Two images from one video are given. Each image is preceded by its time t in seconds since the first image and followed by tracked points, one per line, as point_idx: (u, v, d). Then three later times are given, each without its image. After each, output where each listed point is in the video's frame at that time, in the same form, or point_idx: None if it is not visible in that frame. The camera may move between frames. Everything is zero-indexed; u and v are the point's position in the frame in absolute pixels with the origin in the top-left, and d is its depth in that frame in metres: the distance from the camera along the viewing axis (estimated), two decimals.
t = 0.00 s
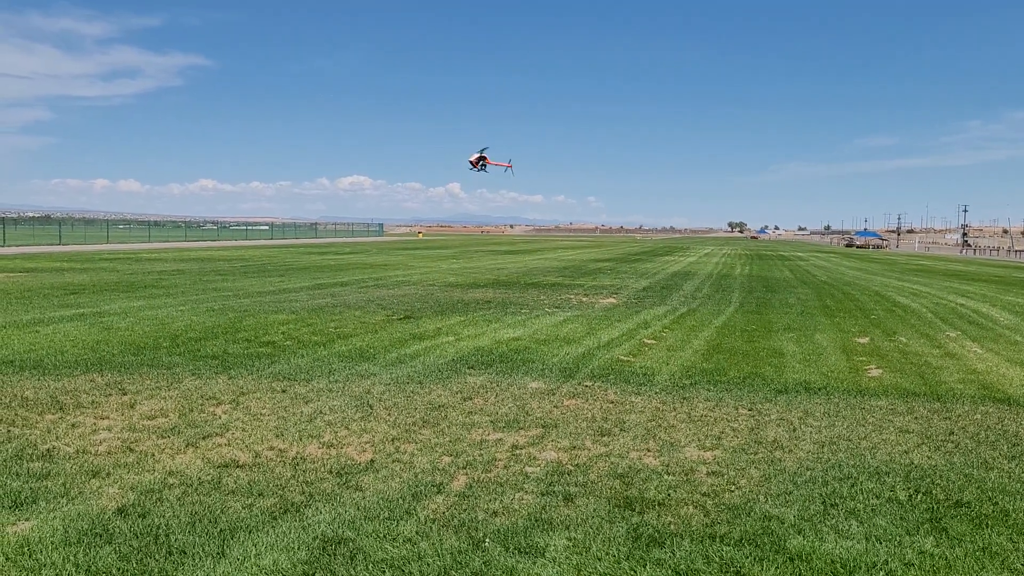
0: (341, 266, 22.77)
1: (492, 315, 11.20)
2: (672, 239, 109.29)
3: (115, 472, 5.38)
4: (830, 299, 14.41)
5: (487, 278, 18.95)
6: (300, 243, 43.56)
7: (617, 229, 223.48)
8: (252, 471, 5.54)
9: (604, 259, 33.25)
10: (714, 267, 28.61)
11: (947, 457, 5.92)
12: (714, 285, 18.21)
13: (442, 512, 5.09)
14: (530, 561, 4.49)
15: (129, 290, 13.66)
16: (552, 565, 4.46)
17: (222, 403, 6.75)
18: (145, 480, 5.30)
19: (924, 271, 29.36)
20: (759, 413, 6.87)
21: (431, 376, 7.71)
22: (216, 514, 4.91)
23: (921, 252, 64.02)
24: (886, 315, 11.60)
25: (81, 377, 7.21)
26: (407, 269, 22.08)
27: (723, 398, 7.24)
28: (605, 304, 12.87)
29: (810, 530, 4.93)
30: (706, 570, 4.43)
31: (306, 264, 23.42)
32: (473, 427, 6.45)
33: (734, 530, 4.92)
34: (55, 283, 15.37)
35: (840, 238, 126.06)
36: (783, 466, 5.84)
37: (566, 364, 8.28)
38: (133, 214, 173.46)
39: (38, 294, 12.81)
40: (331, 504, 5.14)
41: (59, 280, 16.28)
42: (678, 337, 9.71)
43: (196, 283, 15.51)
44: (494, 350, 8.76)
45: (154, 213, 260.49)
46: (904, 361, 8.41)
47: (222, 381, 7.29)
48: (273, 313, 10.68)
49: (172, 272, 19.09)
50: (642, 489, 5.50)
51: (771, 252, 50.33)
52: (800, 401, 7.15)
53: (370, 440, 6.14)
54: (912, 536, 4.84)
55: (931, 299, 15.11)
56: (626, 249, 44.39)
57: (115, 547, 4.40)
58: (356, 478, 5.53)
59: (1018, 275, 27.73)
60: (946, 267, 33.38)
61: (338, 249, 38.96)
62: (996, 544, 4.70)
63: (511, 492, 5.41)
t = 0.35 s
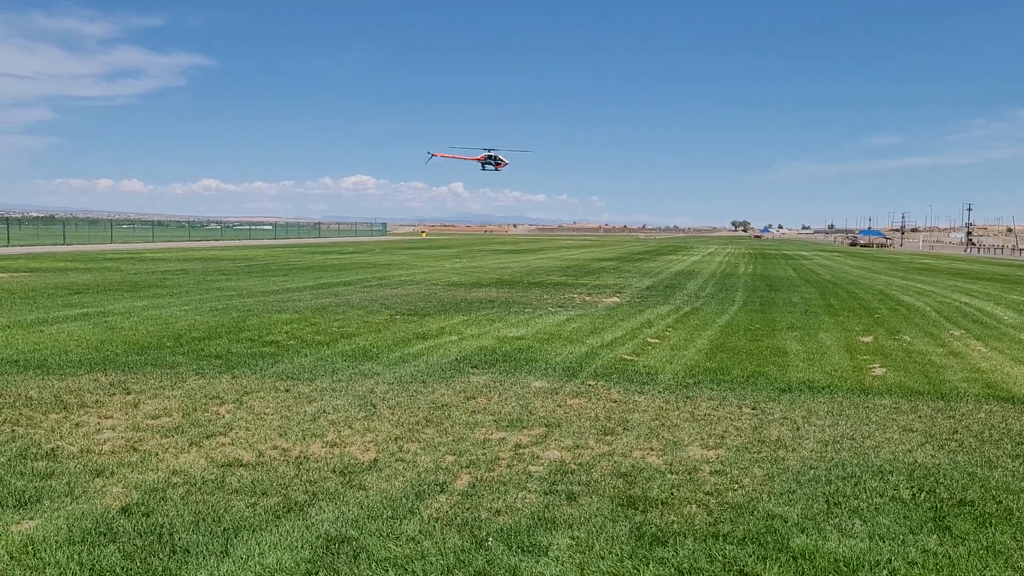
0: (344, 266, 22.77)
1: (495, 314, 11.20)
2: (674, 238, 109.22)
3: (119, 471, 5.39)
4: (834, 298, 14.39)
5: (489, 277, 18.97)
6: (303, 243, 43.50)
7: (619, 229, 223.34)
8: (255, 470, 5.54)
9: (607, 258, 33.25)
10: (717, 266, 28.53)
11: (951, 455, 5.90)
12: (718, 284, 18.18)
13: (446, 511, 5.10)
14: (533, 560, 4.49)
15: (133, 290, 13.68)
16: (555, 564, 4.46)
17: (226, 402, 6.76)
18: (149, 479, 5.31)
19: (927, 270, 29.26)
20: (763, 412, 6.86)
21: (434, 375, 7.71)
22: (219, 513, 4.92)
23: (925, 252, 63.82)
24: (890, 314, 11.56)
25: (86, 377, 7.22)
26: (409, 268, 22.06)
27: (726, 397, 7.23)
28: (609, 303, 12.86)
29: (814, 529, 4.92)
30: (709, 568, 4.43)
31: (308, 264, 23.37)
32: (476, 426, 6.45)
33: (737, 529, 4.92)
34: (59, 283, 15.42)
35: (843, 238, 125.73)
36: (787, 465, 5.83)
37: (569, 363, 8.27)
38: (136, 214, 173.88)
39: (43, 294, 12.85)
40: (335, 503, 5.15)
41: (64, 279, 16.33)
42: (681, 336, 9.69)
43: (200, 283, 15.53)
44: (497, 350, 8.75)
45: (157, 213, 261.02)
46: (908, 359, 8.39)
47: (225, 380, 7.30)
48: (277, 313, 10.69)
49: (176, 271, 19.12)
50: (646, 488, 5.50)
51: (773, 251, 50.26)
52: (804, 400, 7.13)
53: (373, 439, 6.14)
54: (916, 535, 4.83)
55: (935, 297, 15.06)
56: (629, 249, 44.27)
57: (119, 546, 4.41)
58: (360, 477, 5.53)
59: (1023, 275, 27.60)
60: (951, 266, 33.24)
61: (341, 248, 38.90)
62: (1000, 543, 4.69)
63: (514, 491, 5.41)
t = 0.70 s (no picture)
0: (345, 263, 22.78)
1: (497, 311, 11.20)
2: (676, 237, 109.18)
3: (121, 467, 5.40)
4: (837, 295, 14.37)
5: (492, 273, 18.97)
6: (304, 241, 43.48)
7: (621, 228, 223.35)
8: (257, 466, 5.55)
9: (608, 255, 33.26)
10: (718, 263, 28.51)
11: (952, 452, 5.90)
12: (720, 281, 18.17)
13: (447, 507, 5.10)
14: (534, 556, 4.50)
15: (135, 287, 13.69)
16: (556, 560, 4.47)
17: (228, 398, 6.77)
18: (152, 475, 5.32)
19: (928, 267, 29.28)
20: (765, 409, 6.86)
21: (436, 372, 7.72)
22: (222, 508, 4.93)
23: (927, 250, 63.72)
24: (892, 311, 11.56)
25: (88, 373, 7.23)
26: (410, 265, 22.08)
27: (728, 394, 7.24)
28: (611, 300, 12.86)
29: (815, 525, 4.93)
30: (711, 564, 4.44)
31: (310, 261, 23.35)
32: (478, 423, 6.46)
33: (738, 525, 4.92)
34: (62, 279, 15.44)
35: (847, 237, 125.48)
36: (788, 462, 5.83)
37: (571, 360, 8.28)
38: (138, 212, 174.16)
39: (45, 290, 12.86)
40: (337, 499, 5.16)
41: (66, 276, 16.35)
42: (683, 333, 9.70)
43: (201, 280, 15.53)
44: (499, 346, 8.75)
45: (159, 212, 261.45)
46: (910, 356, 8.39)
47: (228, 377, 7.31)
48: (279, 310, 10.69)
49: (178, 268, 19.11)
50: (647, 484, 5.50)
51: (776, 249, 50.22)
52: (806, 397, 7.13)
53: (375, 436, 6.15)
54: (917, 531, 4.84)
55: (937, 294, 15.05)
56: (631, 246, 44.24)
57: (121, 541, 4.42)
58: (362, 473, 5.54)
59: None
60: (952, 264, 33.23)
61: (342, 245, 38.90)
62: (1000, 539, 4.69)
63: (516, 487, 5.41)
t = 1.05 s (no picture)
0: (347, 256, 22.79)
1: (500, 303, 11.20)
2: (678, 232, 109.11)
3: (125, 458, 5.41)
4: (840, 288, 14.34)
5: (494, 266, 18.96)
6: (306, 236, 43.43)
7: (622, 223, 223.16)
8: (261, 458, 5.57)
9: (611, 249, 33.22)
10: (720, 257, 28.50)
11: (955, 444, 5.90)
12: (723, 275, 18.15)
13: (450, 499, 5.12)
14: (537, 547, 4.51)
15: (137, 279, 13.70)
16: (558, 551, 4.48)
17: (231, 390, 6.78)
18: (155, 466, 5.34)
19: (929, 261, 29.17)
20: (767, 401, 6.86)
21: (439, 364, 7.72)
22: (225, 499, 4.94)
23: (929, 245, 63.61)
24: (895, 304, 11.54)
25: (91, 365, 7.25)
26: (412, 259, 22.08)
27: (730, 386, 7.24)
28: (613, 293, 12.86)
29: (817, 517, 4.94)
30: (712, 556, 4.45)
31: (312, 254, 23.32)
32: (481, 415, 6.46)
33: (740, 517, 4.93)
34: (64, 272, 15.46)
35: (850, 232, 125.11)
36: (791, 454, 5.84)
37: (574, 352, 8.28)
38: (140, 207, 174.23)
39: (48, 283, 12.88)
40: (340, 490, 5.17)
41: (68, 268, 16.38)
42: (686, 325, 9.70)
43: (203, 272, 15.53)
44: (502, 339, 8.76)
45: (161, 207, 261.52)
46: (913, 349, 8.38)
47: (231, 369, 7.32)
48: (282, 302, 10.70)
49: (180, 261, 19.13)
50: (649, 476, 5.51)
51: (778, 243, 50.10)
52: (808, 389, 7.13)
53: (378, 427, 6.16)
54: (919, 522, 4.85)
55: (939, 287, 15.01)
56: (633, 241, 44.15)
57: (125, 532, 4.44)
58: (364, 464, 5.55)
59: None
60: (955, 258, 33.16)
61: (344, 239, 38.84)
62: (1002, 531, 4.70)
63: (518, 479, 5.43)
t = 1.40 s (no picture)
0: (345, 251, 22.78)
1: (498, 298, 11.20)
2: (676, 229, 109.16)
3: (123, 453, 5.41)
4: (838, 284, 14.35)
5: (493, 262, 18.96)
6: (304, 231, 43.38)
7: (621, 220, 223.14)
8: (259, 452, 5.56)
9: (609, 245, 33.23)
10: (718, 252, 28.51)
11: (952, 440, 5.92)
12: (721, 270, 18.16)
13: (448, 493, 5.12)
14: (535, 541, 4.52)
15: (135, 274, 13.69)
16: (557, 545, 4.49)
17: (229, 385, 6.78)
18: (153, 461, 5.33)
19: (926, 256, 29.14)
20: (765, 396, 6.87)
21: (437, 359, 7.72)
22: (223, 494, 4.94)
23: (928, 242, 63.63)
24: (893, 300, 11.56)
25: (89, 360, 7.24)
26: (410, 254, 22.05)
27: (728, 381, 7.25)
28: (612, 288, 12.87)
29: (814, 512, 4.95)
30: (710, 550, 4.46)
31: (310, 250, 23.28)
32: (479, 410, 6.46)
33: (738, 512, 4.95)
34: (62, 266, 15.46)
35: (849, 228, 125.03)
36: (788, 449, 5.85)
37: (572, 347, 8.28)
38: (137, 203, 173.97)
39: (46, 277, 12.87)
40: (338, 485, 5.17)
41: (66, 262, 16.36)
42: (684, 321, 9.70)
43: (201, 267, 15.53)
44: (500, 334, 8.76)
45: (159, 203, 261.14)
46: (911, 345, 8.39)
47: (229, 364, 7.32)
48: (280, 297, 10.70)
49: (178, 256, 19.08)
50: (647, 471, 5.52)
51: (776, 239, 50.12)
52: (806, 384, 7.14)
53: (376, 422, 6.16)
54: (916, 517, 4.86)
55: (938, 283, 15.03)
56: (632, 236, 44.10)
57: (123, 527, 4.44)
58: (363, 459, 5.55)
59: None
60: (954, 253, 33.13)
61: (342, 234, 38.77)
62: (1000, 526, 4.71)
63: (516, 474, 5.43)
